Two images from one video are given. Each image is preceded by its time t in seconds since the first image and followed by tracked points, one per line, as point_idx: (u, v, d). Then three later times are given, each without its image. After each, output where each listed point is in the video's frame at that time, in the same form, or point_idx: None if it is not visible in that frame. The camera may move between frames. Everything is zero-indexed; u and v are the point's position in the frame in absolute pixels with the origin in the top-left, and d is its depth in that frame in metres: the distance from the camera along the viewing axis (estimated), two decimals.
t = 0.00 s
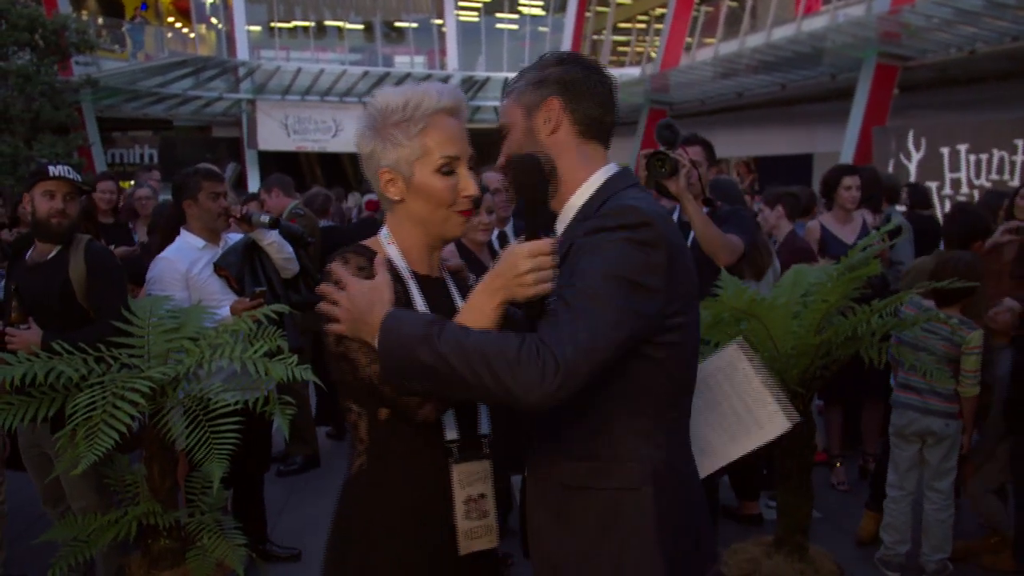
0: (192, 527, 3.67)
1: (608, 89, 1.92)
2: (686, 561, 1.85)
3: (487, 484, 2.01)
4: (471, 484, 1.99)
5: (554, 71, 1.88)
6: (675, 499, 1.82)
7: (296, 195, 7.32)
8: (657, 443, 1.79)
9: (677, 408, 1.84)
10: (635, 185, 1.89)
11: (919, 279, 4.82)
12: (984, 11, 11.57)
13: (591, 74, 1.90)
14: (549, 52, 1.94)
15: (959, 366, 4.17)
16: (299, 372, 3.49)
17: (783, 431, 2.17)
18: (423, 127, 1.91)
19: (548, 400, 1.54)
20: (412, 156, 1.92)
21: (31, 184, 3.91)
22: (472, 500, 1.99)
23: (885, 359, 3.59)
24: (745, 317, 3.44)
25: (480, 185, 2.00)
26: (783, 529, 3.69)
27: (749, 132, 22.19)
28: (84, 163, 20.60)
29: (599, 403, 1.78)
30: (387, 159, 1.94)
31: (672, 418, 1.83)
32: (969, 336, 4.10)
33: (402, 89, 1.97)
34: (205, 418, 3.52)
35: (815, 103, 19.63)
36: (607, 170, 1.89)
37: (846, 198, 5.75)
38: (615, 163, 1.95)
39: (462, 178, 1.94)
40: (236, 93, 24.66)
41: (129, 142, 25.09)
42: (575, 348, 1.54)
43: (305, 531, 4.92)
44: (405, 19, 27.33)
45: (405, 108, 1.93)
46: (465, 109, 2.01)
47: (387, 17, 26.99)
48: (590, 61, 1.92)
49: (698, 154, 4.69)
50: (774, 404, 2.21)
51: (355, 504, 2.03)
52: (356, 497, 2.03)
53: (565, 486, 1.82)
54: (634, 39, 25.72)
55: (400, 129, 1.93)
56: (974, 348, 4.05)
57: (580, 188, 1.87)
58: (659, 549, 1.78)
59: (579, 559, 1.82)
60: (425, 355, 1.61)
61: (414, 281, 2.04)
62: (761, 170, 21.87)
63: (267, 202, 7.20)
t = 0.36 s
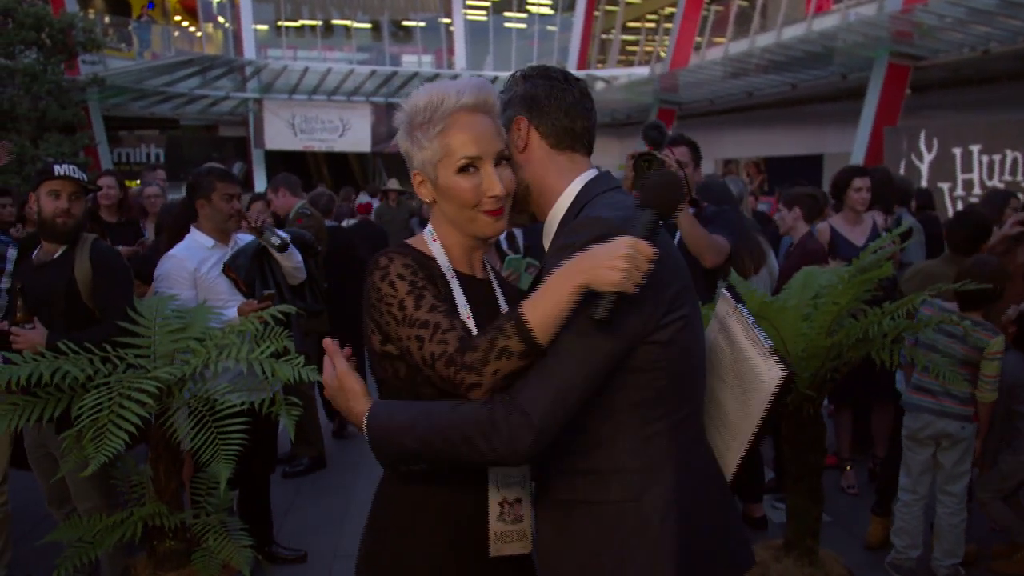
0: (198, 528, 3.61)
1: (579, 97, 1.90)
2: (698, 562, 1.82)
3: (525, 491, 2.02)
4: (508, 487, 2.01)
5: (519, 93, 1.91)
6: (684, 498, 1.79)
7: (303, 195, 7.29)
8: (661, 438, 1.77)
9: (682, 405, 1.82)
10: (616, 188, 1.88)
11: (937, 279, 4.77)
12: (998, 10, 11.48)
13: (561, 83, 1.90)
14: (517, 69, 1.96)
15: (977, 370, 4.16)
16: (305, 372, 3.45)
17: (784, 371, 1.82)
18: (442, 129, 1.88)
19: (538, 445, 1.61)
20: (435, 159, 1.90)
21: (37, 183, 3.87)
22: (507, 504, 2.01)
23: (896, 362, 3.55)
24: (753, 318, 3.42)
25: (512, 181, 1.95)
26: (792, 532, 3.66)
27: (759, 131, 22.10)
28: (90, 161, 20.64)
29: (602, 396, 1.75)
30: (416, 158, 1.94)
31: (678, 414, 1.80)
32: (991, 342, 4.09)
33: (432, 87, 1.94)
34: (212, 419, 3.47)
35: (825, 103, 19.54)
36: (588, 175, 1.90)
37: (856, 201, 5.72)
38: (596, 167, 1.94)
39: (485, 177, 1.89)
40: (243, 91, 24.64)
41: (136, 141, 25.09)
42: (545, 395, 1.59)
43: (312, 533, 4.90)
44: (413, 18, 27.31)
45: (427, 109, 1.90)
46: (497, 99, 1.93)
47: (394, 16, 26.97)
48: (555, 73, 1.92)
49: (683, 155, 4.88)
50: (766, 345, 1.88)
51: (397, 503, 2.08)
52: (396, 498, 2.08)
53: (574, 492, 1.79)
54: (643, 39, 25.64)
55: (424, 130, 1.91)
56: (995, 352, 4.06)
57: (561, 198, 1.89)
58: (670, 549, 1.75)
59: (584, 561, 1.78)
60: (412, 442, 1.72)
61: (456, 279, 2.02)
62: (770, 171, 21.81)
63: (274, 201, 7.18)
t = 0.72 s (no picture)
0: (198, 526, 3.60)
1: (597, 101, 1.98)
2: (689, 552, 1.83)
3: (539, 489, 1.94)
4: (525, 488, 1.92)
5: (543, 92, 1.94)
6: (673, 487, 1.80)
7: (304, 191, 7.30)
8: (647, 426, 1.78)
9: (670, 392, 1.84)
10: (620, 185, 1.97)
11: (940, 277, 4.75)
12: (999, 8, 11.47)
13: (581, 92, 1.95)
14: (543, 64, 1.98)
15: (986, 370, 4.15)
16: (305, 369, 3.45)
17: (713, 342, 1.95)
18: (450, 130, 1.79)
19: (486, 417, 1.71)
20: (443, 161, 1.81)
21: (37, 180, 3.89)
22: (525, 504, 1.93)
23: (896, 360, 3.54)
24: (754, 316, 3.38)
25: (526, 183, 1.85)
26: (792, 530, 3.67)
27: (760, 129, 22.10)
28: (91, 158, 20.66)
29: (582, 383, 1.80)
30: (427, 158, 1.85)
31: (665, 404, 1.82)
32: (1001, 341, 4.12)
33: (441, 86, 1.84)
34: (212, 416, 3.47)
35: (826, 101, 19.55)
36: (593, 171, 1.98)
37: (855, 197, 5.71)
38: (601, 165, 2.00)
39: (494, 180, 1.79)
40: (243, 88, 24.66)
41: (137, 138, 25.13)
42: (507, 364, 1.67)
43: (313, 530, 4.90)
44: (413, 15, 27.30)
45: (437, 108, 1.81)
46: (508, 98, 1.83)
47: (395, 13, 26.96)
48: (577, 78, 1.96)
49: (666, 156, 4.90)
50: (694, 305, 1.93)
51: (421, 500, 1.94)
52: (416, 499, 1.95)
53: (565, 485, 1.83)
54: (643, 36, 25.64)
55: (432, 131, 1.82)
56: (1005, 350, 4.07)
57: (563, 190, 1.97)
58: (651, 536, 1.76)
59: (576, 553, 1.82)
60: (419, 404, 1.74)
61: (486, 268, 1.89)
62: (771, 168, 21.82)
63: (274, 198, 7.19)
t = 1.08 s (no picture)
0: (198, 522, 3.59)
1: (596, 99, 1.99)
2: (680, 547, 1.83)
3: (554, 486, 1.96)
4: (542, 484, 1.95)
5: (551, 90, 1.94)
6: (660, 481, 1.81)
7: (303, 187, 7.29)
8: (635, 419, 1.79)
9: (657, 387, 1.85)
10: (611, 182, 2.00)
11: (939, 275, 4.75)
12: (999, 5, 11.47)
13: (586, 91, 1.96)
14: (548, 60, 1.97)
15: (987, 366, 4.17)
16: (305, 365, 3.44)
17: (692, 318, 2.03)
18: (468, 128, 1.75)
19: (515, 420, 1.70)
20: (459, 155, 1.78)
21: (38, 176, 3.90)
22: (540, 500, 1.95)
23: (895, 358, 3.53)
24: (754, 313, 3.37)
25: (540, 187, 1.81)
26: (792, 526, 3.66)
27: (761, 126, 22.09)
28: (89, 154, 20.67)
29: (569, 375, 1.80)
30: (448, 146, 1.82)
31: (649, 397, 1.83)
32: (1002, 339, 4.13)
33: (470, 77, 1.78)
34: (212, 412, 3.47)
35: (826, 97, 19.54)
36: (587, 166, 1.98)
37: (859, 193, 5.70)
38: (594, 160, 2.01)
39: (504, 186, 1.75)
40: (243, 85, 24.65)
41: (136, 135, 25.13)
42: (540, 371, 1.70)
43: (312, 527, 4.90)
44: (413, 11, 27.26)
45: (461, 102, 1.76)
46: (533, 101, 1.76)
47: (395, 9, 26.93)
48: (581, 76, 1.96)
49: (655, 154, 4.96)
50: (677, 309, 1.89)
51: (449, 507, 1.92)
52: (441, 503, 1.93)
53: (552, 478, 1.83)
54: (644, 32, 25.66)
55: (455, 124, 1.78)
56: (1007, 348, 4.08)
57: (557, 178, 1.96)
58: (637, 531, 1.76)
59: (569, 547, 1.81)
60: (468, 401, 1.71)
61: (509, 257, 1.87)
62: (771, 165, 21.81)
63: (275, 194, 7.18)
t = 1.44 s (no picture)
0: (196, 520, 3.59)
1: (590, 96, 2.01)
2: (682, 544, 1.84)
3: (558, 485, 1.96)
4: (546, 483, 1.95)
5: (552, 85, 1.96)
6: (664, 478, 1.82)
7: (302, 185, 7.29)
8: (638, 417, 1.80)
9: (659, 385, 1.86)
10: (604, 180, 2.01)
11: (936, 274, 4.76)
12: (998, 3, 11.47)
13: (582, 88, 1.99)
14: (548, 55, 1.98)
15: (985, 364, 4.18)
16: (305, 364, 3.44)
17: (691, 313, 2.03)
18: (468, 127, 1.74)
19: (524, 428, 1.69)
20: (458, 154, 1.78)
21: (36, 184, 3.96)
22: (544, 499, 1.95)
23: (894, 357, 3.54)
24: (753, 311, 3.38)
25: (538, 188, 1.82)
26: (791, 524, 3.65)
27: (759, 124, 22.08)
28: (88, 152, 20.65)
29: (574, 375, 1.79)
30: (446, 145, 1.82)
31: (650, 395, 1.83)
32: (1000, 338, 4.13)
33: (471, 72, 1.77)
34: (210, 410, 3.46)
35: (824, 96, 19.54)
36: (580, 163, 1.98)
37: (869, 190, 5.71)
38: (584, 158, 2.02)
39: (503, 188, 1.76)
40: (241, 82, 24.62)
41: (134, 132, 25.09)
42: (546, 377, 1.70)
43: (312, 525, 4.90)
44: (412, 8, 27.24)
45: (461, 99, 1.75)
46: (533, 102, 1.75)
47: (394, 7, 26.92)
48: (579, 71, 1.99)
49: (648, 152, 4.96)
50: (680, 320, 1.91)
51: (456, 508, 1.91)
52: (446, 503, 1.92)
53: (558, 476, 1.83)
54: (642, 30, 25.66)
55: (453, 122, 1.77)
56: (1006, 347, 4.08)
57: (552, 175, 1.96)
58: (643, 530, 1.77)
59: (577, 545, 1.81)
60: (482, 410, 1.70)
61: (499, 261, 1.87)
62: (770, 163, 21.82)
63: (273, 191, 7.17)
